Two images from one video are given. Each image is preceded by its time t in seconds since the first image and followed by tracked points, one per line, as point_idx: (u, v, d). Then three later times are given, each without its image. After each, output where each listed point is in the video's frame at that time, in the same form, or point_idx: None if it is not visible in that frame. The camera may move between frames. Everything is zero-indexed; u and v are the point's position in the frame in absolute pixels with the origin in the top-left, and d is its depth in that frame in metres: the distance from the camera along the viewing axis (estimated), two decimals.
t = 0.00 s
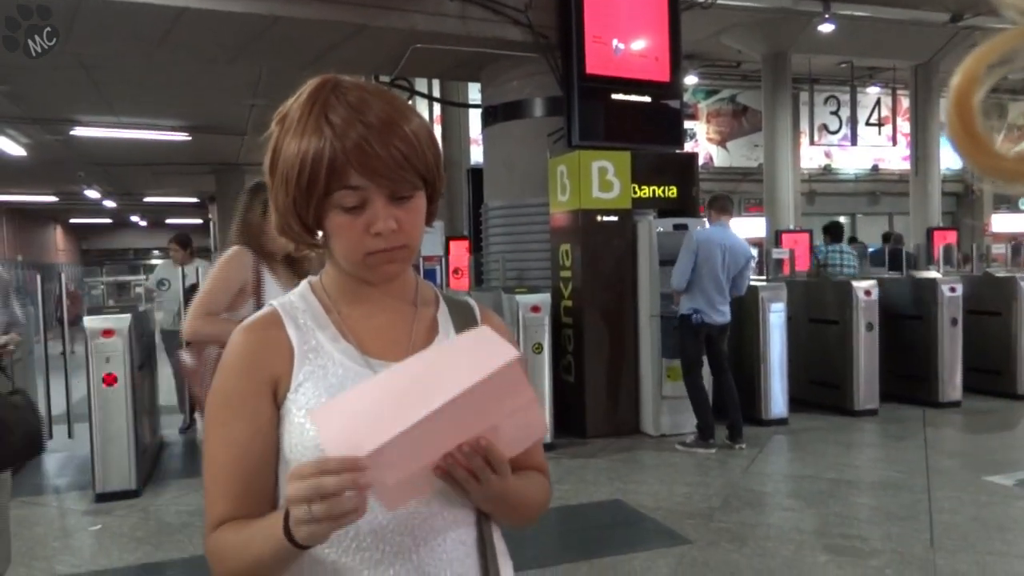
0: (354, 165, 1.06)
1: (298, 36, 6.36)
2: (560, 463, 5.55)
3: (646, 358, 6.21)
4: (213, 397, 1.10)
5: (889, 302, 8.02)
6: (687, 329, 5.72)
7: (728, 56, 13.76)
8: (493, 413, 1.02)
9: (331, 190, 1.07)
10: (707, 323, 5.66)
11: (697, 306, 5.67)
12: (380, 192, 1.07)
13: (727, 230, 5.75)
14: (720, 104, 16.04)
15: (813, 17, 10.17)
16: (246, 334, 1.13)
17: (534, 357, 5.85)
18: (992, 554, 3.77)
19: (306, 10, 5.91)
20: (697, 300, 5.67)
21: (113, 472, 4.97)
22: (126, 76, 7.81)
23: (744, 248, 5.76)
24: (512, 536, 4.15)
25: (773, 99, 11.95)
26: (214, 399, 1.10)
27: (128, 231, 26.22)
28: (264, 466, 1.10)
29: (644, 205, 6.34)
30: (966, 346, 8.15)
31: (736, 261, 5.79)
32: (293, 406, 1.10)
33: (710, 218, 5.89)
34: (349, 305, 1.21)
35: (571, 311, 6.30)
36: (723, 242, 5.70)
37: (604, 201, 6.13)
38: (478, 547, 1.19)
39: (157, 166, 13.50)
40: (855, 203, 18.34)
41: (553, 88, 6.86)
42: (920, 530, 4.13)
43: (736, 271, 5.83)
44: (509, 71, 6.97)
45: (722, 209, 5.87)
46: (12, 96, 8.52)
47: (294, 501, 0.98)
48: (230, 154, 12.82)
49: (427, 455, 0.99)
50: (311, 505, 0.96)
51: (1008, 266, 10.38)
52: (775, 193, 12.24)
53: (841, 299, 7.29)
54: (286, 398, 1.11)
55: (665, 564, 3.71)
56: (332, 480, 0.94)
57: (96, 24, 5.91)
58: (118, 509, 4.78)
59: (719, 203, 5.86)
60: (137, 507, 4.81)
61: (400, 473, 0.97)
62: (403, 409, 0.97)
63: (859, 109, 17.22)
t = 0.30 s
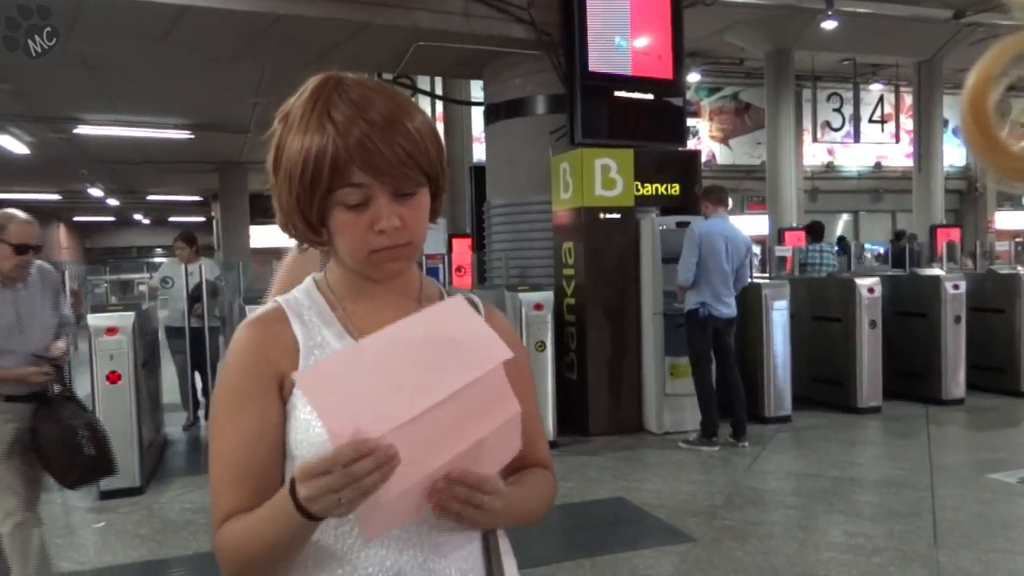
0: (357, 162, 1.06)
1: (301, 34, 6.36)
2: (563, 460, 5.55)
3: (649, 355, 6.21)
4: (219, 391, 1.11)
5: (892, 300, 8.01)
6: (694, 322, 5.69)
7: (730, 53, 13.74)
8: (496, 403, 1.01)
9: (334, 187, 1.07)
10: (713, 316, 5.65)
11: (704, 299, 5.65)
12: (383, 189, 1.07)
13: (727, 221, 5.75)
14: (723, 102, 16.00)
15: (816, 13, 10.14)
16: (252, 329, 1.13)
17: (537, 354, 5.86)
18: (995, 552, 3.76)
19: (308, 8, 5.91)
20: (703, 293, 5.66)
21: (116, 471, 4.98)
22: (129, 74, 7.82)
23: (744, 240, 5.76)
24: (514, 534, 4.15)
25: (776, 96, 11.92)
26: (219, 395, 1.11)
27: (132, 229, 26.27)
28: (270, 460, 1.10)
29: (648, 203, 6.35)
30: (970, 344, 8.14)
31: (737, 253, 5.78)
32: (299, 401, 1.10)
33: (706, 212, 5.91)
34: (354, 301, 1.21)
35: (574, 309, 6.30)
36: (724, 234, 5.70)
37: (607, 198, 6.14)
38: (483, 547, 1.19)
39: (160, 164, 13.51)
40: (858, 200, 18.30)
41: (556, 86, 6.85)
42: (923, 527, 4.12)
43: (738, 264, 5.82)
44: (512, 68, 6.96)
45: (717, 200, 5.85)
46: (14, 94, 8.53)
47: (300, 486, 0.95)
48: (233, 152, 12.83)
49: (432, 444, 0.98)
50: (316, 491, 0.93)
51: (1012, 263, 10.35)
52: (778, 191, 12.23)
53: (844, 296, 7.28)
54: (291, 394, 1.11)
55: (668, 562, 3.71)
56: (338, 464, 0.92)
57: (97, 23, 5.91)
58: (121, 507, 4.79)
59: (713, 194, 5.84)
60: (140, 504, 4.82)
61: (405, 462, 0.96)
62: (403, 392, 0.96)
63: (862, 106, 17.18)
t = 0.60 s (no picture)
0: (371, 164, 1.06)
1: (310, 38, 6.39)
2: (570, 465, 5.54)
3: (657, 360, 6.19)
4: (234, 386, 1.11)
5: (901, 308, 7.97)
6: (708, 327, 5.65)
7: (738, 59, 13.74)
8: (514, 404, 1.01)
9: (348, 189, 1.07)
10: (727, 322, 5.62)
11: (718, 305, 5.61)
12: (398, 190, 1.07)
13: (728, 225, 5.73)
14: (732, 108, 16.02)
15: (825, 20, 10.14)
16: (267, 329, 1.13)
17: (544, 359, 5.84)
18: (1005, 561, 3.74)
19: (319, 12, 5.93)
20: (717, 299, 5.62)
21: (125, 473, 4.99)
22: (139, 77, 7.86)
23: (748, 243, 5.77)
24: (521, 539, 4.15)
25: (785, 103, 11.91)
26: (234, 391, 1.11)
27: (140, 232, 26.31)
28: (283, 459, 1.10)
29: (655, 208, 6.34)
30: (979, 352, 8.10)
31: (743, 256, 5.77)
32: (313, 400, 1.10)
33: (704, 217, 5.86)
34: (368, 303, 1.21)
35: (581, 314, 6.28)
36: (730, 238, 5.68)
37: (615, 204, 6.12)
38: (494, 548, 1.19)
39: (169, 167, 13.56)
40: (866, 207, 18.25)
41: (565, 91, 6.86)
42: (933, 535, 4.11)
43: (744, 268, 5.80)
44: (521, 73, 6.98)
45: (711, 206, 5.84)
46: (26, 97, 8.58)
47: (315, 464, 0.93)
48: (241, 156, 12.88)
49: (443, 439, 0.97)
50: (331, 471, 0.91)
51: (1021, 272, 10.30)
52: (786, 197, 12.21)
53: (853, 303, 7.26)
54: (306, 392, 1.12)
55: (676, 568, 3.69)
56: (356, 441, 0.90)
57: (107, 26, 5.94)
58: (129, 508, 4.79)
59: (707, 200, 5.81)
60: (148, 506, 4.83)
61: (419, 452, 0.95)
62: (425, 378, 0.95)
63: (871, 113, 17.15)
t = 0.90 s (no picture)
0: (403, 175, 1.06)
1: (325, 47, 6.42)
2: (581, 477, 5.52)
3: (670, 371, 6.17)
4: (260, 392, 1.10)
5: (915, 321, 7.92)
6: (723, 339, 5.63)
7: (748, 71, 13.73)
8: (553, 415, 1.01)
9: (379, 199, 1.06)
10: (744, 331, 5.59)
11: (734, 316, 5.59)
12: (429, 202, 1.07)
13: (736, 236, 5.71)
14: (742, 119, 15.91)
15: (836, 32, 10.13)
16: (293, 338, 1.12)
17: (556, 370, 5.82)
18: None
19: (334, 22, 5.96)
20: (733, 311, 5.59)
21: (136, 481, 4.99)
22: (155, 85, 7.92)
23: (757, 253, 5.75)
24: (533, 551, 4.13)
25: (796, 114, 11.88)
26: (260, 399, 1.10)
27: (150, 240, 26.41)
28: (310, 468, 1.09)
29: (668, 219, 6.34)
30: (993, 366, 8.04)
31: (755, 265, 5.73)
32: (339, 410, 1.10)
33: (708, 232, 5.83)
34: (394, 313, 1.21)
35: (593, 325, 6.23)
36: (741, 248, 5.65)
37: (629, 214, 6.12)
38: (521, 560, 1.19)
39: (182, 175, 13.63)
40: (876, 219, 18.19)
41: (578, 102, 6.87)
42: (949, 551, 4.06)
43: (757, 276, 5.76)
44: (534, 83, 6.99)
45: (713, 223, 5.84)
46: (42, 105, 8.65)
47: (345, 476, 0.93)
48: (253, 164, 12.94)
49: (473, 455, 0.97)
50: (363, 485, 0.91)
51: None
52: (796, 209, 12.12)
53: (866, 316, 7.22)
54: (332, 402, 1.11)
55: None
56: (388, 454, 0.90)
57: (123, 34, 5.98)
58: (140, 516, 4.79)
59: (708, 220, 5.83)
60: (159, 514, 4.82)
61: (453, 467, 0.96)
62: (461, 395, 0.95)
63: (882, 125, 17.09)
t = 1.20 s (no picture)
0: (446, 194, 1.02)
1: (339, 70, 6.45)
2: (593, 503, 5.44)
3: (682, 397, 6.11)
4: (287, 419, 1.06)
5: (930, 347, 7.85)
6: (736, 364, 5.57)
7: (756, 96, 13.75)
8: (610, 461, 1.01)
9: (419, 218, 1.03)
10: (756, 357, 5.52)
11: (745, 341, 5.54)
12: (470, 223, 1.04)
13: (753, 260, 5.64)
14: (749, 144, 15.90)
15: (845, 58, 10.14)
16: (320, 363, 1.08)
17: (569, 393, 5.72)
18: None
19: (349, 45, 5.98)
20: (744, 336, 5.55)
21: (145, 504, 4.93)
22: (168, 108, 7.97)
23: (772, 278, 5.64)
24: None
25: (804, 139, 11.87)
26: (287, 425, 1.06)
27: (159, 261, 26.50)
28: (338, 498, 1.05)
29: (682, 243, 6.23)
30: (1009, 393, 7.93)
31: (769, 289, 5.67)
32: (367, 438, 1.06)
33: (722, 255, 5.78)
34: (422, 337, 1.16)
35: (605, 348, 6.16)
36: (754, 273, 5.58)
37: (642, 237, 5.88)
38: None
39: (193, 197, 13.68)
40: (886, 244, 18.11)
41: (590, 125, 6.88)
42: None
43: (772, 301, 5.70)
44: (547, 106, 7.01)
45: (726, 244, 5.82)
46: (57, 126, 8.70)
47: (386, 517, 0.92)
48: (263, 186, 12.99)
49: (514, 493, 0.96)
50: (402, 525, 0.90)
51: None
52: (806, 234, 12.05)
53: (881, 341, 7.15)
54: (360, 429, 1.06)
55: None
56: (434, 501, 0.89)
57: (138, 56, 6.02)
58: (148, 540, 4.73)
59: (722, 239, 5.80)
60: (168, 538, 4.76)
61: (496, 509, 0.95)
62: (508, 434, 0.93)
63: (891, 151, 17.07)
